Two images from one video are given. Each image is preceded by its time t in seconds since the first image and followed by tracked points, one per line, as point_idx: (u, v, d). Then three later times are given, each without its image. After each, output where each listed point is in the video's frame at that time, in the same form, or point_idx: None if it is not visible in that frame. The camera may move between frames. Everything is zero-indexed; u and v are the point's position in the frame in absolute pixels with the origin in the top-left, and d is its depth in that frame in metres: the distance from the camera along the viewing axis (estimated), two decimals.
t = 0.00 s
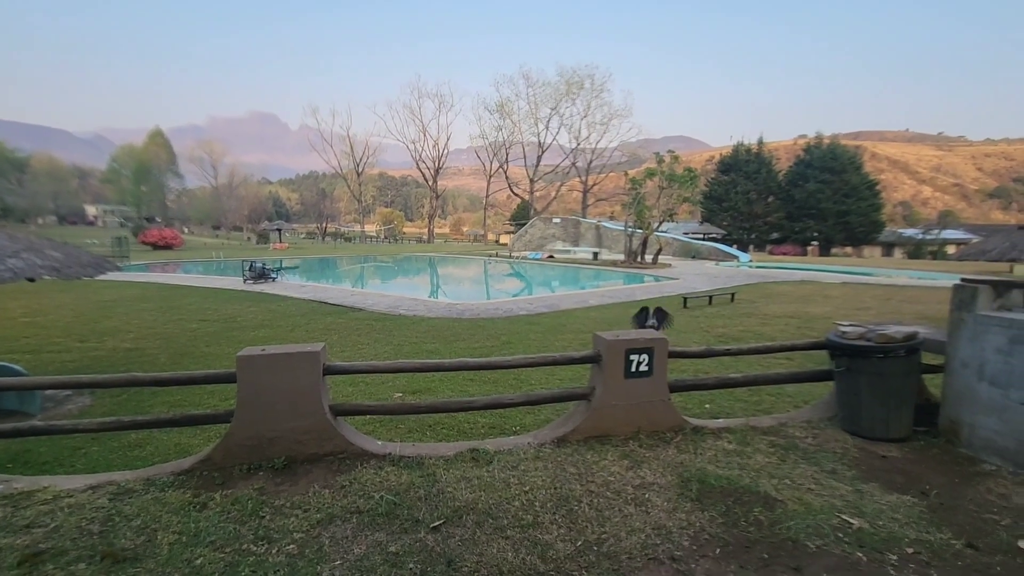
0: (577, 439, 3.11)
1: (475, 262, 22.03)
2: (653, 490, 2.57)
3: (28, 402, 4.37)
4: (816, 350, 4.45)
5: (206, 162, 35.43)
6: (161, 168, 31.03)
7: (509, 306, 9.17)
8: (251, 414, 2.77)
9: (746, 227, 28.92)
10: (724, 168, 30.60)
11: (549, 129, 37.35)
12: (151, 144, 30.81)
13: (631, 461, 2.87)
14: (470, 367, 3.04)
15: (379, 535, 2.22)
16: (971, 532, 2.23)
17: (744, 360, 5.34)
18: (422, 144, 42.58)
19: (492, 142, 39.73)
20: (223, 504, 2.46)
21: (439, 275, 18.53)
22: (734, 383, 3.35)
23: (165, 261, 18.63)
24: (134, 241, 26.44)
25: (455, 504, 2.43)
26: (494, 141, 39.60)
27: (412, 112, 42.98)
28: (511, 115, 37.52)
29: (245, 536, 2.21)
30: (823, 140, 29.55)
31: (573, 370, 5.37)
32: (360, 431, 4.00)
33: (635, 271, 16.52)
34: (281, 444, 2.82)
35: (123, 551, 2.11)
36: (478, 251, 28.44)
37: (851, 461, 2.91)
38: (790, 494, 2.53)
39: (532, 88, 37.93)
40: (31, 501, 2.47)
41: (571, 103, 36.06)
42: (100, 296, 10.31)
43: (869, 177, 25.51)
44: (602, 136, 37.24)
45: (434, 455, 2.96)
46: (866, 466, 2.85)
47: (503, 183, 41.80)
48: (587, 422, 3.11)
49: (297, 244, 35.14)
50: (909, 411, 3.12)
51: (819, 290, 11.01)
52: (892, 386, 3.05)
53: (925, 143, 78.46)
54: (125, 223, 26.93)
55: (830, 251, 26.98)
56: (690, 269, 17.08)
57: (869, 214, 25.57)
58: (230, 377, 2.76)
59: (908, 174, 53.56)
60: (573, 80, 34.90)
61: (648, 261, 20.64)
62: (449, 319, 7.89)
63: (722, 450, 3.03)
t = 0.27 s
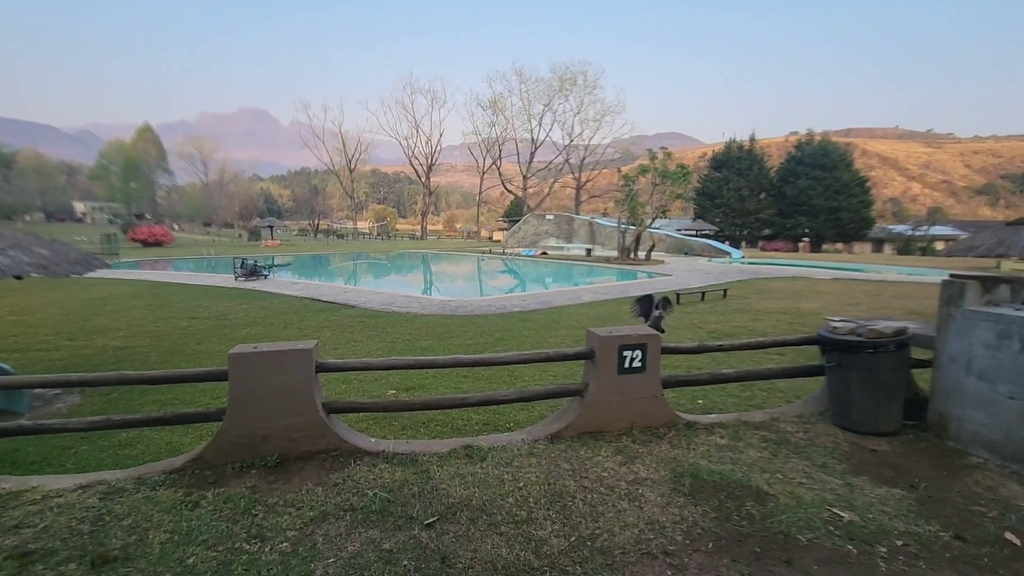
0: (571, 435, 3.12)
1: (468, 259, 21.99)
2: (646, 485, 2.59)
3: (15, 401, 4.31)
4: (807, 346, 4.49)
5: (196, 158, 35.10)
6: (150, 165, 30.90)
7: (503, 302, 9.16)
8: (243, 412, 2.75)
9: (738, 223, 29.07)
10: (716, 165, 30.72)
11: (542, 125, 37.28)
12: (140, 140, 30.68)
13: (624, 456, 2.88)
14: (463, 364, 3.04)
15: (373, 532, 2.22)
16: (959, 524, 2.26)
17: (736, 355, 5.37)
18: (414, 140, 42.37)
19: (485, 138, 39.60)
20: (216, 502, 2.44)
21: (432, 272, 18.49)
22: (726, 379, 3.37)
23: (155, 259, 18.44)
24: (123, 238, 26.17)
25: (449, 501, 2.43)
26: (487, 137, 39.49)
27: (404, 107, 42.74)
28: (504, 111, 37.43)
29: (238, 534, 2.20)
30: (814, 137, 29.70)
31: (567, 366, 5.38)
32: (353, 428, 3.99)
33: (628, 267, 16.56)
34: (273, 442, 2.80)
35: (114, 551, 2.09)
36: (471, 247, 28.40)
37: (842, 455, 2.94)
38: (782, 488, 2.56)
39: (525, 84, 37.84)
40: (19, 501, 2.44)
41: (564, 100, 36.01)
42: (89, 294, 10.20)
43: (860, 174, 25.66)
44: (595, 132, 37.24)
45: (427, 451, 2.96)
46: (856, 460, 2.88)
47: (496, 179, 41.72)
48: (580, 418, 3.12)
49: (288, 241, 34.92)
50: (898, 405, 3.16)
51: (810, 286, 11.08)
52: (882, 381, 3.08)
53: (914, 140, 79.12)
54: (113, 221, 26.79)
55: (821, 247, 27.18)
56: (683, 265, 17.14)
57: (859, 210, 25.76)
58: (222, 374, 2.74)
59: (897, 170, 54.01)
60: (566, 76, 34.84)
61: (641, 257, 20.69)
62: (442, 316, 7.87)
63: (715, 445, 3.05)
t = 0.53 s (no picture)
0: (562, 430, 3.13)
1: (460, 256, 21.96)
2: (637, 480, 2.60)
3: None
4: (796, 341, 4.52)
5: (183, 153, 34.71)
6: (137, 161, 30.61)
7: (494, 299, 9.16)
8: (232, 410, 2.73)
9: (728, 219, 29.27)
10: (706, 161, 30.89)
11: (533, 121, 37.24)
12: (126, 135, 30.36)
13: (616, 452, 2.90)
14: (454, 362, 3.04)
15: (365, 530, 2.21)
16: (943, 516, 2.30)
17: (726, 350, 5.41)
18: (405, 136, 42.13)
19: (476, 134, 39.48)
20: (206, 502, 2.42)
21: (423, 269, 18.44)
22: (716, 374, 3.39)
23: (142, 256, 18.24)
24: (109, 235, 25.83)
25: (441, 498, 2.43)
26: (478, 133, 39.38)
27: (394, 103, 42.49)
28: (495, 107, 37.33)
29: (228, 533, 2.19)
30: (802, 133, 29.92)
31: (558, 363, 5.39)
32: (344, 426, 3.97)
33: (619, 263, 16.62)
34: (263, 441, 2.78)
35: (101, 553, 2.06)
36: (462, 244, 28.35)
37: (829, 448, 2.97)
38: (771, 481, 2.58)
39: (515, 80, 37.77)
40: (4, 503, 2.41)
41: (555, 96, 35.98)
42: (75, 292, 10.07)
43: (848, 170, 25.89)
44: (586, 129, 37.26)
45: (419, 449, 2.95)
46: (844, 453, 2.91)
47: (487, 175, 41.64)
48: (572, 414, 3.13)
49: (278, 237, 34.64)
50: (885, 399, 3.20)
51: (799, 282, 11.18)
52: (869, 375, 3.12)
53: (901, 137, 79.98)
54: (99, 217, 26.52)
55: (810, 243, 27.42)
56: (673, 261, 17.21)
57: (847, 206, 26.00)
58: (210, 373, 2.72)
59: (884, 167, 54.63)
60: (557, 72, 34.79)
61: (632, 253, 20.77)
62: (434, 313, 7.86)
63: (705, 439, 3.08)
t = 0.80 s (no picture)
0: (552, 427, 3.13)
1: (449, 252, 21.88)
2: (627, 476, 2.62)
3: None
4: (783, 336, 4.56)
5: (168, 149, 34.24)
6: (120, 157, 30.19)
7: (484, 296, 9.14)
8: (219, 409, 2.70)
9: (716, 216, 29.46)
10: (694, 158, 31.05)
11: (522, 118, 37.15)
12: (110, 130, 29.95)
13: (605, 447, 2.91)
14: (444, 359, 3.03)
15: (354, 528, 2.21)
16: (926, 507, 2.34)
17: (714, 346, 5.45)
18: (393, 132, 41.85)
19: (465, 130, 39.32)
20: (192, 502, 2.40)
21: (412, 265, 18.37)
22: (705, 369, 3.41)
23: (126, 253, 17.95)
24: (92, 232, 25.45)
25: (431, 495, 2.43)
26: (467, 130, 39.21)
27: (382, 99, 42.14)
28: (484, 103, 37.18)
29: (216, 533, 2.17)
30: (789, 130, 30.14)
31: (548, 359, 5.39)
32: (333, 424, 3.95)
33: (608, 260, 16.66)
34: (251, 440, 2.76)
35: (85, 554, 2.04)
36: (452, 241, 28.25)
37: (816, 442, 3.01)
38: (758, 475, 2.61)
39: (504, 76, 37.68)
40: None
41: (544, 92, 35.91)
42: (57, 290, 9.89)
43: (834, 167, 26.12)
44: (575, 125, 37.25)
45: (408, 446, 2.94)
46: (830, 447, 2.95)
47: (476, 172, 41.50)
48: (562, 410, 3.14)
49: (265, 234, 34.32)
50: (870, 393, 3.25)
51: (786, 278, 11.29)
52: (854, 369, 3.16)
53: (885, 134, 80.91)
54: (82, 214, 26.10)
55: (796, 239, 27.68)
56: (662, 257, 17.29)
57: (833, 202, 26.26)
58: (196, 372, 2.69)
59: (869, 163, 55.24)
60: (546, 68, 34.70)
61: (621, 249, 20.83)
62: (423, 310, 7.83)
63: (694, 435, 3.10)
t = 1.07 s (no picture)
0: (542, 424, 3.14)
1: (438, 249, 21.81)
2: (616, 472, 2.63)
3: None
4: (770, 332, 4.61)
5: (152, 145, 33.77)
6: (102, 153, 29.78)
7: (474, 293, 9.13)
8: (206, 408, 2.67)
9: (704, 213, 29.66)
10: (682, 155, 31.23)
11: (511, 114, 37.11)
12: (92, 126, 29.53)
13: (595, 444, 2.92)
14: (433, 356, 3.02)
15: (343, 527, 2.19)
16: (910, 500, 2.38)
17: (703, 342, 5.49)
18: (381, 128, 41.58)
19: (454, 127, 39.18)
20: (178, 502, 2.37)
21: (401, 262, 18.29)
22: (693, 366, 3.44)
23: (109, 250, 17.68)
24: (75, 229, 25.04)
25: (421, 493, 2.42)
26: (455, 126, 39.08)
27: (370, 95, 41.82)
28: (473, 100, 37.07)
29: (203, 533, 2.14)
30: (776, 128, 30.41)
31: (537, 356, 5.40)
32: (322, 423, 3.93)
33: (597, 257, 16.72)
34: (238, 439, 2.73)
35: (69, 556, 2.00)
36: (441, 238, 28.17)
37: (802, 437, 3.04)
38: (746, 470, 2.63)
39: (493, 73, 37.60)
40: None
41: (533, 89, 35.88)
42: (39, 288, 9.73)
43: (819, 165, 26.37)
44: (564, 122, 37.28)
45: (398, 444, 2.93)
46: (816, 441, 2.99)
47: (465, 168, 41.39)
48: (551, 407, 3.14)
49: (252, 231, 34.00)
50: (855, 388, 3.29)
51: (773, 274, 11.40)
52: (840, 364, 3.20)
53: (869, 132, 81.94)
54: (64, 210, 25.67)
55: (783, 236, 27.97)
56: (651, 255, 17.38)
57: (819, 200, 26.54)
58: (181, 371, 2.65)
59: (854, 161, 55.92)
60: (535, 65, 34.68)
61: (610, 246, 20.91)
62: (412, 307, 7.81)
63: (683, 430, 3.12)
